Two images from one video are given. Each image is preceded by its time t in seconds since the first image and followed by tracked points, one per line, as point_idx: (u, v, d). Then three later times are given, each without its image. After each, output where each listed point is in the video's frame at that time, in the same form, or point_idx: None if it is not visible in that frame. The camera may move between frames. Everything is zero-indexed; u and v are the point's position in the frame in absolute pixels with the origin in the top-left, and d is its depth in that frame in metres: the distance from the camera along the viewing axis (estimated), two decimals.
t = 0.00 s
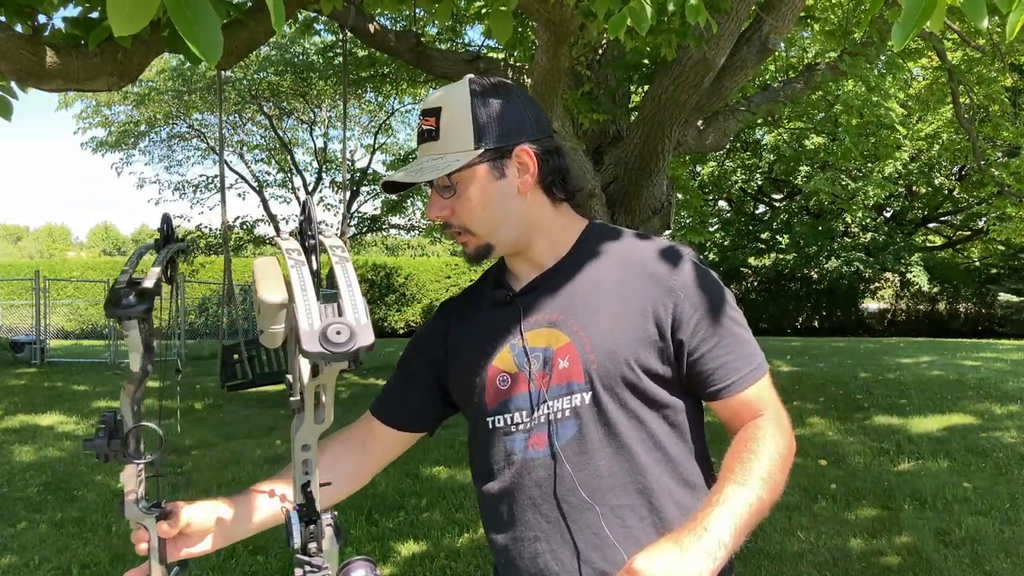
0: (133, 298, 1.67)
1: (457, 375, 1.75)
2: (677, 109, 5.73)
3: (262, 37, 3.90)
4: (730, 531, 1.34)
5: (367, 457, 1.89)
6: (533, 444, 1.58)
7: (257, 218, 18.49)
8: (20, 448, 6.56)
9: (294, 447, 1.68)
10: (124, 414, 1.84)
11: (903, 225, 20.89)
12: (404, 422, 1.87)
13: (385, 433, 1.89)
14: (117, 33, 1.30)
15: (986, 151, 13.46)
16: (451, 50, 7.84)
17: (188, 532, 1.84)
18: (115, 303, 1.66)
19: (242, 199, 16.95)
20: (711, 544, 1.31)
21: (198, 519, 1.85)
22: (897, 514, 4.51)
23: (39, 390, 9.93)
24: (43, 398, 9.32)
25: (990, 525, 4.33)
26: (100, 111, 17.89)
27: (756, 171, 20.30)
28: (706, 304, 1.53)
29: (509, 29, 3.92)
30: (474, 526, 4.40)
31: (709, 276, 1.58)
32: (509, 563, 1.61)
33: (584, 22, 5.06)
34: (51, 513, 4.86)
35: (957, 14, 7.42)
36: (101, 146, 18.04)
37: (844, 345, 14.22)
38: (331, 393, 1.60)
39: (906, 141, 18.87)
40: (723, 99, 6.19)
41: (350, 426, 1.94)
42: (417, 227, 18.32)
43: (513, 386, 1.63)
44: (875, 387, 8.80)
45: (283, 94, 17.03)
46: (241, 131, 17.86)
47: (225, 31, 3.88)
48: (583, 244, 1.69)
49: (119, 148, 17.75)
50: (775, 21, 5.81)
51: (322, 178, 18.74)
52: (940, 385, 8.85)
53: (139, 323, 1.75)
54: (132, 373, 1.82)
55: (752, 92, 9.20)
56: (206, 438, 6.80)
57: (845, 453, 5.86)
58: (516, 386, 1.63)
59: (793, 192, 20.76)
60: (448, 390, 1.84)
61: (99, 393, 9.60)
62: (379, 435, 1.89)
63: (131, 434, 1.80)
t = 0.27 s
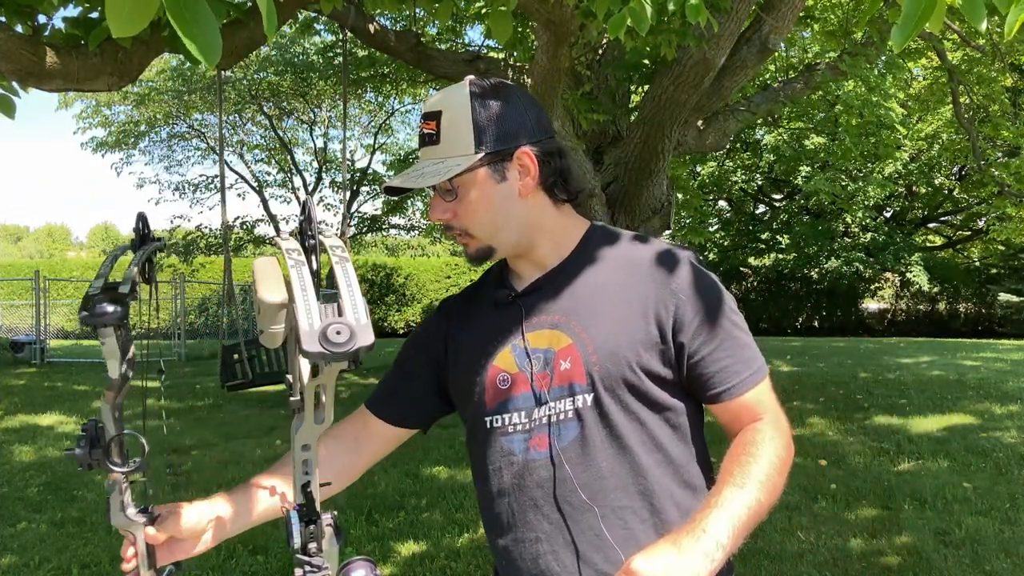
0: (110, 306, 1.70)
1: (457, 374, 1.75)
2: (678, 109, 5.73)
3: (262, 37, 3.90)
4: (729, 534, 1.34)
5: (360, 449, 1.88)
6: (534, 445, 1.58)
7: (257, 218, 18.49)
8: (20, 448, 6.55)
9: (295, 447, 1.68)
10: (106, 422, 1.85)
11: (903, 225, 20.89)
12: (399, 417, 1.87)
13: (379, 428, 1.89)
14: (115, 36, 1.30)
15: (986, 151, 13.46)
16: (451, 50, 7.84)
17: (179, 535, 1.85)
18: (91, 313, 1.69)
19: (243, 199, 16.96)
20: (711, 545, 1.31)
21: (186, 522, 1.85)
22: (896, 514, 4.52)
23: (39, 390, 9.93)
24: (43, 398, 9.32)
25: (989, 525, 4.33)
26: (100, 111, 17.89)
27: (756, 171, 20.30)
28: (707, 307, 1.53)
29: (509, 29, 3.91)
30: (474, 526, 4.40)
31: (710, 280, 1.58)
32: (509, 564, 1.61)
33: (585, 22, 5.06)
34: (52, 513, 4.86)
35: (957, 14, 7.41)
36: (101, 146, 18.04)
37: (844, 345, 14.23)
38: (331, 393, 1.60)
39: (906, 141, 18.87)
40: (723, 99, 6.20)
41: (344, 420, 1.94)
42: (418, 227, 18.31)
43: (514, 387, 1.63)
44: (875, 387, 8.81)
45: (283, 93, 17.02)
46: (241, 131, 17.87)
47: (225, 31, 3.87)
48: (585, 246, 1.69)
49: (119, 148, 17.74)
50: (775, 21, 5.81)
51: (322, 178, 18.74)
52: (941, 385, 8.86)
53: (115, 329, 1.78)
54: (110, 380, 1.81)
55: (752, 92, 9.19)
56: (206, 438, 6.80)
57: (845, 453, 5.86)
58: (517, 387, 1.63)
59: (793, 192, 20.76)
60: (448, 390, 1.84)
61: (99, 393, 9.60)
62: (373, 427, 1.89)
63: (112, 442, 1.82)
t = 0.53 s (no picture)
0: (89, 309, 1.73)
1: (457, 375, 1.75)
2: (677, 109, 5.73)
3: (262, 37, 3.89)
4: (730, 535, 1.34)
5: (360, 447, 1.88)
6: (535, 446, 1.58)
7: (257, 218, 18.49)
8: (20, 448, 6.55)
9: (294, 447, 1.68)
10: (98, 425, 1.85)
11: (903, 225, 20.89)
12: (398, 416, 1.87)
13: (379, 426, 1.89)
14: (116, 35, 1.31)
15: (986, 151, 13.45)
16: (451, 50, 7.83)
17: (179, 536, 1.86)
18: (72, 317, 1.72)
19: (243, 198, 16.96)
20: (712, 547, 1.31)
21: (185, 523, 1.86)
22: (896, 514, 4.52)
23: (39, 390, 9.93)
24: (43, 398, 9.32)
25: (989, 525, 4.33)
26: (100, 111, 17.89)
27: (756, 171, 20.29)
28: (708, 308, 1.53)
29: (509, 29, 3.91)
30: (474, 526, 4.40)
31: (711, 281, 1.58)
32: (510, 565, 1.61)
33: (585, 22, 5.06)
34: (52, 513, 4.86)
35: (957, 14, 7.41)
36: (101, 146, 18.04)
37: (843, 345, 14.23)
38: (331, 393, 1.60)
39: (906, 141, 18.86)
40: (723, 99, 6.20)
41: (343, 419, 1.94)
42: (418, 227, 18.27)
43: (514, 387, 1.63)
44: (875, 387, 8.81)
45: (283, 93, 17.02)
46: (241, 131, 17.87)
47: (225, 31, 3.88)
48: (585, 247, 1.69)
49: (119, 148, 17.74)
50: (775, 21, 5.81)
51: (322, 178, 18.73)
52: (941, 385, 8.86)
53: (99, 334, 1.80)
54: (98, 384, 1.83)
55: (752, 92, 9.19)
56: (206, 438, 6.80)
57: (845, 453, 5.86)
58: (517, 388, 1.63)
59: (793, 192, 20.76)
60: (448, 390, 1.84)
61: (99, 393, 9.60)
62: (371, 427, 1.89)
63: (105, 443, 1.82)
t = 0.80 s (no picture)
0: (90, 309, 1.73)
1: (458, 375, 1.75)
2: (677, 109, 5.73)
3: (262, 36, 3.89)
4: (728, 536, 1.34)
5: (361, 447, 1.88)
6: (535, 446, 1.58)
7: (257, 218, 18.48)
8: (19, 448, 6.55)
9: (295, 446, 1.68)
10: (98, 425, 1.85)
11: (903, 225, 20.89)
12: (398, 415, 1.87)
13: (380, 425, 1.89)
14: (114, 35, 1.31)
15: (986, 151, 13.45)
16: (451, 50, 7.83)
17: (181, 538, 1.87)
18: (73, 317, 1.72)
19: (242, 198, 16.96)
20: (710, 548, 1.31)
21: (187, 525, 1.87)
22: (896, 514, 4.52)
23: (39, 390, 9.93)
24: (43, 398, 9.32)
25: (990, 525, 4.33)
26: (100, 111, 17.89)
27: (756, 171, 20.27)
28: (710, 310, 1.53)
29: (509, 30, 3.91)
30: (474, 526, 4.40)
31: (713, 284, 1.58)
32: (509, 564, 1.62)
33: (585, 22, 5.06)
34: (52, 513, 4.86)
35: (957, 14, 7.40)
36: (101, 146, 18.04)
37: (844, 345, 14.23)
38: (331, 392, 1.60)
39: (906, 141, 18.86)
40: (723, 99, 6.20)
41: (344, 419, 1.94)
42: (418, 228, 18.23)
43: (515, 386, 1.63)
44: (875, 387, 8.81)
45: (283, 93, 17.02)
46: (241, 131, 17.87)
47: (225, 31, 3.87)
48: (587, 247, 1.69)
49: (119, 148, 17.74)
50: (775, 21, 5.81)
51: (322, 178, 18.73)
52: (941, 385, 8.86)
53: (99, 334, 1.81)
54: (99, 384, 1.84)
55: (752, 92, 9.18)
56: (206, 438, 6.80)
57: (845, 453, 5.86)
58: (518, 387, 1.63)
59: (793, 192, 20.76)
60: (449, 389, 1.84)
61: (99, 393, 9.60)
62: (373, 426, 1.89)
63: (105, 443, 1.82)
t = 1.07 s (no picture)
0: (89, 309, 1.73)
1: (460, 375, 1.75)
2: (677, 109, 5.73)
3: (262, 37, 3.89)
4: (733, 536, 1.34)
5: (364, 447, 1.88)
6: (539, 445, 1.58)
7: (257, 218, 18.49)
8: (20, 448, 6.55)
9: (295, 447, 1.68)
10: (97, 424, 1.85)
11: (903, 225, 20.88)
12: (400, 415, 1.87)
13: (382, 425, 1.89)
14: (116, 34, 1.31)
15: (986, 151, 13.44)
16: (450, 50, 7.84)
17: (185, 541, 1.87)
18: (72, 316, 1.72)
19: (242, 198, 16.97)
20: (715, 547, 1.31)
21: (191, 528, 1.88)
22: (896, 514, 4.52)
23: (39, 390, 9.94)
24: (43, 398, 9.32)
25: (989, 525, 4.33)
26: (100, 111, 17.89)
27: (756, 171, 20.27)
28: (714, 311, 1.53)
29: (509, 30, 3.91)
30: (474, 526, 4.40)
31: (717, 285, 1.58)
32: (511, 564, 1.61)
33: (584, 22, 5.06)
34: (52, 513, 4.86)
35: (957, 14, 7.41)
36: (100, 146, 18.04)
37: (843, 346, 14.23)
38: (331, 392, 1.60)
39: (906, 141, 18.86)
40: (723, 99, 6.20)
41: (346, 419, 1.94)
42: (418, 228, 18.21)
43: (519, 386, 1.63)
44: (875, 387, 8.81)
45: (283, 93, 17.01)
46: (241, 131, 17.88)
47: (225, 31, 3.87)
48: (590, 249, 1.70)
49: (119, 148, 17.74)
50: (775, 21, 5.81)
51: (322, 178, 18.73)
52: (940, 385, 8.86)
53: (98, 334, 1.81)
54: (97, 384, 1.84)
55: (752, 92, 9.18)
56: (206, 438, 6.80)
57: (845, 454, 5.86)
58: (522, 387, 1.63)
59: (793, 192, 20.76)
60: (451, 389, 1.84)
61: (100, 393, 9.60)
62: (375, 426, 1.89)
63: (103, 443, 1.82)
